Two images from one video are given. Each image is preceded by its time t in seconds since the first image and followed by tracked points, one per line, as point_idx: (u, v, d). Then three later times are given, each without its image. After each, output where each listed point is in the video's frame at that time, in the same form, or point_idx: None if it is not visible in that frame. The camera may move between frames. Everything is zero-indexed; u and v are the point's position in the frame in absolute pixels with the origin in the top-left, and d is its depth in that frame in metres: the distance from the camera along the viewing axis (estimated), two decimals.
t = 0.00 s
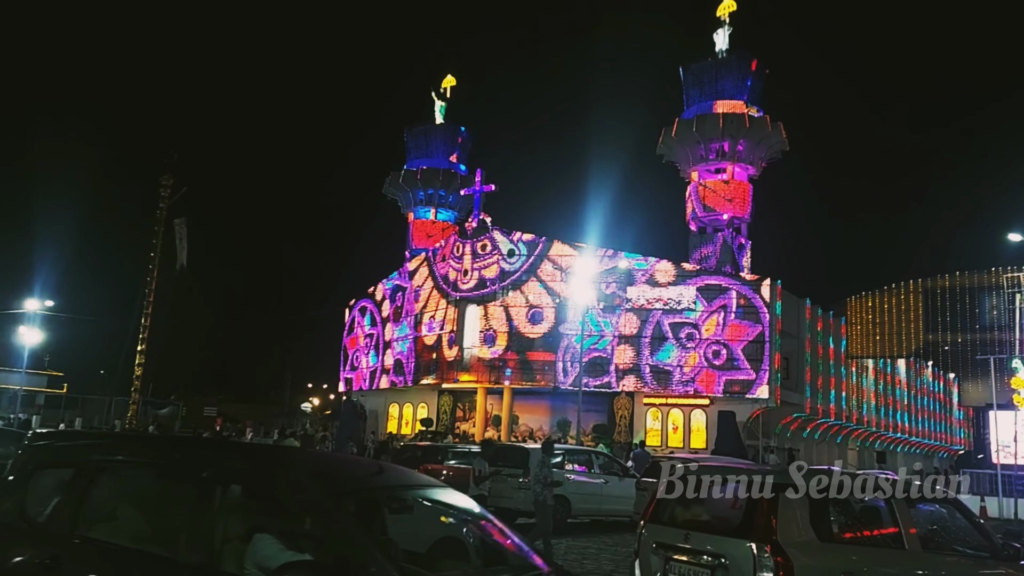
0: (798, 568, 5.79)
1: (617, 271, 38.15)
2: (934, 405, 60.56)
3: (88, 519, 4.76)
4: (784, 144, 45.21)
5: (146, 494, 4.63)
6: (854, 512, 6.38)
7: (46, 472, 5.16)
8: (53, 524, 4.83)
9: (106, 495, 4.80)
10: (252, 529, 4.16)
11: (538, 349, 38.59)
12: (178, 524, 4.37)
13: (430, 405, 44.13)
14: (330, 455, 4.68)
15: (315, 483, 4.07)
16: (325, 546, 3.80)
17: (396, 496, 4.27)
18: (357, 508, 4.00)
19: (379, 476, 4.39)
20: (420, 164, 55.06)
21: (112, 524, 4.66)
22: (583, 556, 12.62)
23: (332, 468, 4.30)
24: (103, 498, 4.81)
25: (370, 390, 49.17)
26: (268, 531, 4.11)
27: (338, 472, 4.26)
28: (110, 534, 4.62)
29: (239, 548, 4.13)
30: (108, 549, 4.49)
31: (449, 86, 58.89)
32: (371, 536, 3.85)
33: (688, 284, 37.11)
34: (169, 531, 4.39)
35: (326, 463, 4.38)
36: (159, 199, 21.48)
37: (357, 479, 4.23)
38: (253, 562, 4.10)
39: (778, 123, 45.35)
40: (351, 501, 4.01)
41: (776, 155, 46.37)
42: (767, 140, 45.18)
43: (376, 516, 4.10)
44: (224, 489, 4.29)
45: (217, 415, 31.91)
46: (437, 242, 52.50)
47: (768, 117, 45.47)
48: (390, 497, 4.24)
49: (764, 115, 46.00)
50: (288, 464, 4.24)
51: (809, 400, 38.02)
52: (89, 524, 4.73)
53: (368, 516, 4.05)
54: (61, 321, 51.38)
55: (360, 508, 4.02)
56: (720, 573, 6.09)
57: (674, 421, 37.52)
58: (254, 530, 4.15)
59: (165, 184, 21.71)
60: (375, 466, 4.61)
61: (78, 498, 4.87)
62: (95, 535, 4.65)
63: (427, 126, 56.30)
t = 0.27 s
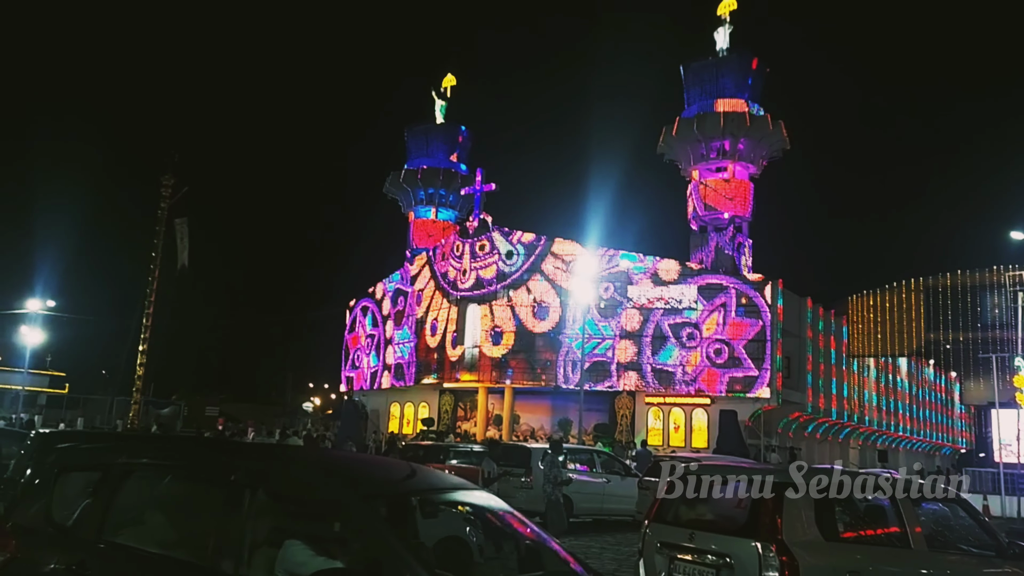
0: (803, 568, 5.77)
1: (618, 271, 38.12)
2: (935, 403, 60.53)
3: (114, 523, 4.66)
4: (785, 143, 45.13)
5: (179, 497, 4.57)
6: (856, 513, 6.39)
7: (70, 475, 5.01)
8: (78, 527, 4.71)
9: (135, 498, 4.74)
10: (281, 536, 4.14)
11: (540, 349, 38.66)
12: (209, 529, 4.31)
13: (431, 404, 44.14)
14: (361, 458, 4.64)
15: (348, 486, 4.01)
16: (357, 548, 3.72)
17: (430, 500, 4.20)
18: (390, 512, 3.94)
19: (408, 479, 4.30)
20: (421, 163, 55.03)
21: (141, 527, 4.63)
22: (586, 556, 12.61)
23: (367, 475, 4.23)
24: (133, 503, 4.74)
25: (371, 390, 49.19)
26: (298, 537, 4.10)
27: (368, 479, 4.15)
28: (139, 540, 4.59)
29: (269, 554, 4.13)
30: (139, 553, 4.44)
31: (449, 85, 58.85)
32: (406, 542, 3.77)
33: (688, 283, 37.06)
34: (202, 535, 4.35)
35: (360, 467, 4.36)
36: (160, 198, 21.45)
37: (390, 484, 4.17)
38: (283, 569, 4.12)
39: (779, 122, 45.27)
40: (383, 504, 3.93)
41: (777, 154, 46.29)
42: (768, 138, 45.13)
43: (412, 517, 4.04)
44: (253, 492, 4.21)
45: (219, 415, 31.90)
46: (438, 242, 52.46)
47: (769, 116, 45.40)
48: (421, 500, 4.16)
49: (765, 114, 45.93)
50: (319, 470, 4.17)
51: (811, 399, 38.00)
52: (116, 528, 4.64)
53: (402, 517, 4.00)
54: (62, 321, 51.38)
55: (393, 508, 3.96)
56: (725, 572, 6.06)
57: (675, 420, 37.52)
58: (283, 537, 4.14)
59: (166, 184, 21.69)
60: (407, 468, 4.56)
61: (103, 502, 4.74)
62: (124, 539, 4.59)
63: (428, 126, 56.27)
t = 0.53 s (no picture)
0: (807, 568, 5.72)
1: (619, 270, 38.04)
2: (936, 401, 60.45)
3: (139, 526, 4.81)
4: (786, 141, 45.05)
5: (200, 502, 4.64)
6: (859, 511, 6.32)
7: (97, 476, 5.20)
8: (106, 532, 4.90)
9: (160, 501, 4.85)
10: (311, 541, 4.04)
11: (540, 348, 38.68)
12: (235, 535, 4.36)
13: (432, 404, 44.13)
14: (394, 461, 4.70)
15: (381, 490, 4.05)
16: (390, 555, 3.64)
17: (463, 505, 4.18)
18: (422, 516, 3.93)
19: (438, 485, 4.29)
20: (421, 163, 55.02)
21: (165, 531, 4.73)
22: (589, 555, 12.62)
23: (400, 479, 4.26)
24: (157, 505, 4.86)
25: (372, 390, 49.19)
26: (325, 543, 3.98)
27: (399, 485, 4.14)
28: (164, 544, 4.68)
29: (298, 558, 4.08)
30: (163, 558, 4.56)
31: (450, 85, 58.84)
32: (436, 546, 3.77)
33: (689, 283, 36.96)
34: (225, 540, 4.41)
35: (392, 471, 4.40)
36: (160, 198, 21.45)
37: (424, 488, 4.19)
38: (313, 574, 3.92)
39: (779, 120, 45.21)
40: (416, 510, 3.93)
41: (778, 152, 46.22)
42: (769, 137, 45.08)
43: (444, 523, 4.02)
44: (281, 496, 4.28)
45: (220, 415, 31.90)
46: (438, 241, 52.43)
47: (770, 115, 45.33)
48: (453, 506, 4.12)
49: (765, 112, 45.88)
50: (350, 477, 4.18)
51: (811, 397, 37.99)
52: (141, 532, 4.78)
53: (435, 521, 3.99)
54: (63, 321, 51.41)
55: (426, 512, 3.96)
56: (729, 571, 6.03)
57: (676, 419, 37.55)
58: (313, 542, 4.03)
59: (166, 183, 21.67)
60: (440, 473, 4.58)
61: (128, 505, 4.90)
62: (148, 544, 4.72)
63: (428, 125, 56.27)
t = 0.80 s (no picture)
0: (813, 567, 5.70)
1: (621, 269, 38.02)
2: (938, 400, 60.42)
3: (169, 529, 4.55)
4: (788, 140, 44.91)
5: (231, 504, 4.33)
6: (864, 511, 6.28)
7: (124, 477, 4.99)
8: (134, 535, 4.66)
9: (189, 504, 4.57)
10: (343, 547, 3.66)
11: (543, 347, 38.70)
12: (266, 539, 4.00)
13: (434, 403, 44.05)
14: (429, 463, 4.43)
15: (420, 493, 3.65)
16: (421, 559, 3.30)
17: (504, 510, 3.75)
18: (455, 518, 3.53)
19: (473, 487, 3.89)
20: (423, 162, 54.99)
21: (194, 534, 4.44)
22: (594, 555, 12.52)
23: (436, 482, 3.87)
24: (185, 507, 4.59)
25: (374, 389, 49.14)
26: (358, 548, 3.59)
27: (432, 487, 3.76)
28: (193, 547, 4.40)
29: (330, 564, 3.68)
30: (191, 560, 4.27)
31: (451, 84, 58.78)
32: (475, 550, 3.38)
33: (691, 281, 36.95)
34: (254, 543, 4.07)
35: (430, 474, 4.05)
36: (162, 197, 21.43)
37: (463, 491, 3.79)
38: None
39: (782, 119, 45.09)
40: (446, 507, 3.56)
41: (780, 151, 46.08)
42: (771, 135, 44.97)
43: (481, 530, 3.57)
44: (313, 497, 3.89)
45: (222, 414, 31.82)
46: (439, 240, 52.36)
47: (772, 113, 45.22)
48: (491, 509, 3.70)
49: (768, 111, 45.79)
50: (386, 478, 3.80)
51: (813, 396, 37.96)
52: (171, 535, 4.52)
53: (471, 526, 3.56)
54: (65, 320, 51.36)
55: (457, 512, 3.56)
56: (732, 571, 6.01)
57: (678, 418, 37.49)
58: (345, 547, 3.65)
59: (167, 183, 21.62)
60: (475, 475, 4.27)
61: (158, 504, 4.67)
62: (177, 547, 4.44)
63: (429, 124, 56.23)
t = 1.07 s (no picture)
0: (821, 566, 5.63)
1: (626, 266, 37.99)
2: (942, 398, 60.18)
3: (192, 532, 4.52)
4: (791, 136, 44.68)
5: (259, 505, 4.27)
6: (871, 509, 6.22)
7: (148, 478, 4.98)
8: (156, 537, 4.64)
9: (214, 506, 4.53)
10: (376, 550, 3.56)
11: (545, 344, 38.63)
12: (295, 540, 3.93)
13: (436, 401, 44.05)
14: (456, 463, 4.37)
15: (454, 493, 3.61)
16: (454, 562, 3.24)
17: (537, 509, 3.71)
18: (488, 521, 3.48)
19: (506, 485, 3.85)
20: (425, 160, 55.01)
21: (219, 536, 4.39)
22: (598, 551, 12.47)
23: (471, 482, 3.81)
24: (209, 509, 4.55)
25: (377, 387, 49.14)
26: (391, 550, 3.50)
27: (464, 487, 3.71)
28: (218, 550, 4.34)
29: (361, 564, 3.58)
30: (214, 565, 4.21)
31: (454, 82, 58.77)
32: (513, 554, 3.33)
33: (695, 278, 36.87)
34: (281, 544, 4.00)
35: (461, 473, 4.00)
36: (165, 195, 21.45)
37: (498, 491, 3.75)
38: None
39: (785, 115, 45.01)
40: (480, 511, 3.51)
41: (783, 148, 45.92)
42: (774, 132, 44.75)
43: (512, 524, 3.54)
44: (345, 496, 3.80)
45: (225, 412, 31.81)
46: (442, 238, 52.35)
47: (775, 110, 45.18)
48: (524, 507, 3.68)
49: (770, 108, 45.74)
50: (415, 480, 3.74)
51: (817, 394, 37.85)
52: (195, 538, 4.49)
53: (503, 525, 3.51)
54: (68, 318, 51.42)
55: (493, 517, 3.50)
56: (739, 569, 5.96)
57: (681, 415, 37.42)
58: (376, 549, 3.56)
59: (170, 181, 21.62)
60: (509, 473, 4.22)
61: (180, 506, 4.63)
62: (203, 549, 4.40)
63: (432, 122, 56.26)
